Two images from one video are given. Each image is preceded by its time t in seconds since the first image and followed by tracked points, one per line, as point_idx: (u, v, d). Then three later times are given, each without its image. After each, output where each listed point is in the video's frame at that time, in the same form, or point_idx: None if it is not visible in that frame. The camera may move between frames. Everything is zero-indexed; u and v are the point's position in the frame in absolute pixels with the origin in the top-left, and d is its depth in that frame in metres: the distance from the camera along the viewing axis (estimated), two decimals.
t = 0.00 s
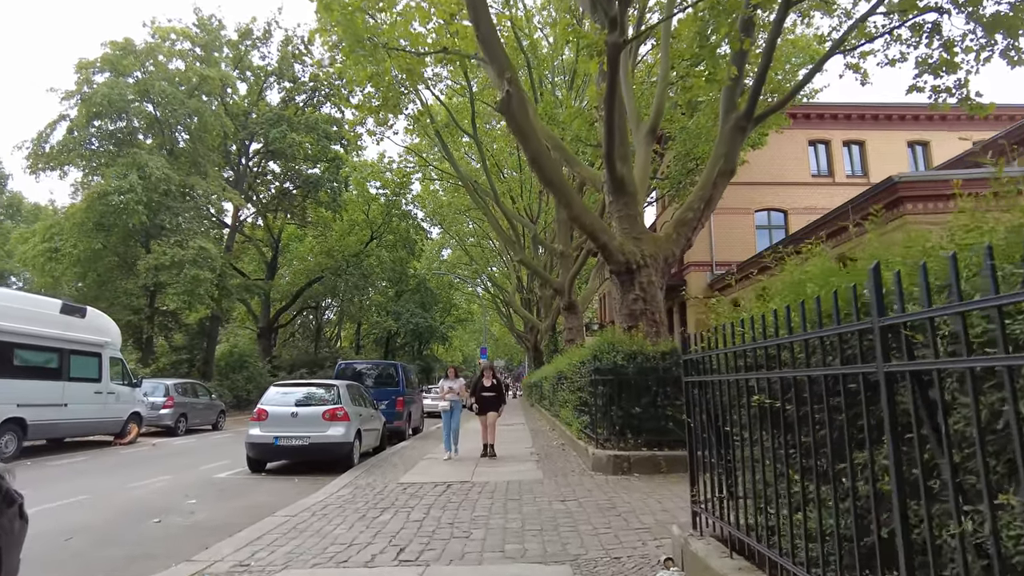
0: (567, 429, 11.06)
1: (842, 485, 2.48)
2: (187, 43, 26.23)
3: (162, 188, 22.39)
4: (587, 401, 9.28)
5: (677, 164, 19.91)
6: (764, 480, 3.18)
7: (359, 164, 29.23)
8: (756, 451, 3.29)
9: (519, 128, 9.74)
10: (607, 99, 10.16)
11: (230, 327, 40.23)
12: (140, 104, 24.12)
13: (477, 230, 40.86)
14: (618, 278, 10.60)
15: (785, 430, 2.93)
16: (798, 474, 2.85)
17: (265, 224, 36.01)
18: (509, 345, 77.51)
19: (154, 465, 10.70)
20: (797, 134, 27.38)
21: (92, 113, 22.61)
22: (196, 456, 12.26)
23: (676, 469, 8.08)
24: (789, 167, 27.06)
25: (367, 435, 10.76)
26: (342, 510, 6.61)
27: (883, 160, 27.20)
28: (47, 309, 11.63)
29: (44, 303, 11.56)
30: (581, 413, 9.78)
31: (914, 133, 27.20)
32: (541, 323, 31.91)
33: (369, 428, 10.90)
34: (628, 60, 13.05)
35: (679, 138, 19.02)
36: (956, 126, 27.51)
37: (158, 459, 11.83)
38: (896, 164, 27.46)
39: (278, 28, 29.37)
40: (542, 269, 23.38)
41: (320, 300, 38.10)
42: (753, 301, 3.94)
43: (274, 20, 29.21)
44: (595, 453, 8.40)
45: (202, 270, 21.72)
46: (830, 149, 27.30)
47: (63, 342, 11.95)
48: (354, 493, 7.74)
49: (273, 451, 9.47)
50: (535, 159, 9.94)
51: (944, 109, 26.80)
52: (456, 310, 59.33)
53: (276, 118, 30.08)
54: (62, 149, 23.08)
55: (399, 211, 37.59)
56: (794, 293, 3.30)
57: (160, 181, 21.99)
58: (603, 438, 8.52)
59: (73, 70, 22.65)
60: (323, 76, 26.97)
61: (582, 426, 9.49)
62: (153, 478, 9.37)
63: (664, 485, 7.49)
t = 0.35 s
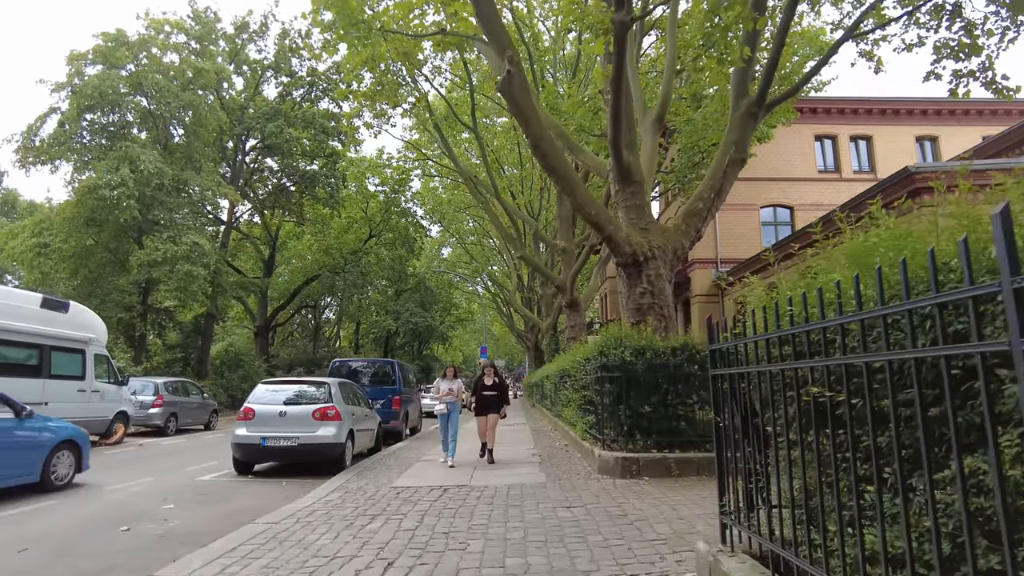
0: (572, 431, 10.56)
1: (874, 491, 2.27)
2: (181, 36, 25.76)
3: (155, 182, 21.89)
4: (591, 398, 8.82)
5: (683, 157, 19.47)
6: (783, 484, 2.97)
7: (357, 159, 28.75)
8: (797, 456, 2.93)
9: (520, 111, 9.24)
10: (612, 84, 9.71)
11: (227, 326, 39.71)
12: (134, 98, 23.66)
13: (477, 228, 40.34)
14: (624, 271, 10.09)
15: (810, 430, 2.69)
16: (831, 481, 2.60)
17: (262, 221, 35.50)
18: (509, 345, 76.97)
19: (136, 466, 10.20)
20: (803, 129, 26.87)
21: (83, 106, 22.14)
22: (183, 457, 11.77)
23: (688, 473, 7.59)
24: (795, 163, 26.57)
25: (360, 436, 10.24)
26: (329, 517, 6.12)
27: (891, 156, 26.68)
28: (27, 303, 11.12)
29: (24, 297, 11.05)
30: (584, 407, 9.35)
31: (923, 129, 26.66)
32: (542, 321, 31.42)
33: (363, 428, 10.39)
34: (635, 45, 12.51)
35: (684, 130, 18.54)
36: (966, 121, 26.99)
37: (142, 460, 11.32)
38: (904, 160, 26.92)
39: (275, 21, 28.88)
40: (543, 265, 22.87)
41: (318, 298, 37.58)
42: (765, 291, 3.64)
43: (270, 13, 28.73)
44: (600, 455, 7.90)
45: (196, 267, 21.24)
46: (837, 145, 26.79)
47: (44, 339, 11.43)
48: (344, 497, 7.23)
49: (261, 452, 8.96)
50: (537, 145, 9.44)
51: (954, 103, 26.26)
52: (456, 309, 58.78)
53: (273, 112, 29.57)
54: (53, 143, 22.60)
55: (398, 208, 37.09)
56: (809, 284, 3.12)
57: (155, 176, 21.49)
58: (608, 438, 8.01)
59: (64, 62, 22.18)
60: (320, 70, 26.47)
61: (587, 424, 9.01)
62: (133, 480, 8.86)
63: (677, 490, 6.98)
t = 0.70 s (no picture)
0: (573, 434, 10.07)
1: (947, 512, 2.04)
2: (174, 29, 25.23)
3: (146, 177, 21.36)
4: (593, 399, 8.36)
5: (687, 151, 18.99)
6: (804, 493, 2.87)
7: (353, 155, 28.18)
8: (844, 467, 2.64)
9: (519, 94, 8.75)
10: (616, 68, 9.24)
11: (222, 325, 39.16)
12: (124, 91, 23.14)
13: (476, 226, 39.84)
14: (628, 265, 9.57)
15: (850, 442, 2.53)
16: (879, 496, 2.40)
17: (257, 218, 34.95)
18: (508, 345, 76.55)
19: (113, 471, 9.68)
20: (808, 124, 26.34)
21: (72, 99, 21.61)
22: (167, 460, 11.28)
23: (698, 480, 7.10)
24: (799, 159, 26.06)
25: (350, 439, 9.73)
26: (308, 529, 5.61)
27: (898, 152, 26.16)
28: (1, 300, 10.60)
29: None
30: (586, 407, 8.91)
31: (929, 124, 26.18)
32: (541, 320, 30.91)
33: (353, 431, 9.87)
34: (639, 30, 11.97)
35: (687, 123, 18.06)
36: (973, 116, 26.48)
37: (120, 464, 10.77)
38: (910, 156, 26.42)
39: (269, 14, 28.33)
40: (543, 263, 22.35)
41: (315, 297, 37.09)
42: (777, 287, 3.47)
43: (265, 6, 28.19)
44: (603, 460, 7.39)
45: (186, 264, 20.73)
46: (842, 141, 26.28)
47: (20, 336, 10.92)
48: (328, 506, 6.72)
49: (243, 456, 8.44)
50: (536, 129, 8.95)
51: (961, 98, 25.75)
52: (456, 309, 58.23)
53: (268, 108, 29.05)
54: (41, 137, 22.08)
55: (395, 205, 36.55)
56: (822, 281, 3.00)
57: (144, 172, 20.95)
58: (612, 442, 7.50)
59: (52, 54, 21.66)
60: (315, 63, 25.94)
61: (588, 426, 8.54)
62: (105, 486, 8.34)
63: (687, 499, 6.46)
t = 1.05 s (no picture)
0: (569, 436, 9.58)
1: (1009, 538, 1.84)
2: (161, 19, 24.61)
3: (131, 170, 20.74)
4: (591, 398, 7.89)
5: (686, 141, 18.50)
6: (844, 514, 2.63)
7: (345, 149, 27.54)
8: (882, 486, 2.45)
9: (512, 75, 8.19)
10: (615, 49, 8.68)
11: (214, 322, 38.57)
12: (109, 82, 22.49)
13: (472, 221, 39.28)
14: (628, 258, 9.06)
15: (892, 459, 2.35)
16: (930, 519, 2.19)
17: (249, 213, 34.30)
18: (505, 341, 76.06)
19: (84, 475, 9.15)
20: (809, 116, 25.82)
21: (54, 90, 21.00)
22: (145, 463, 10.75)
23: (703, 487, 6.61)
24: (800, 152, 25.56)
25: (335, 442, 9.20)
26: (278, 545, 5.10)
27: (900, 144, 25.64)
28: None
29: None
30: (584, 405, 8.47)
31: (932, 116, 25.68)
32: (538, 316, 30.39)
33: (338, 433, 9.34)
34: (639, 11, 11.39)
35: (687, 112, 17.55)
36: (977, 108, 25.99)
37: (94, 467, 10.24)
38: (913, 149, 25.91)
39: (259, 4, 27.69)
40: (540, 257, 21.81)
41: (308, 294, 36.51)
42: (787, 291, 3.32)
43: None
44: (601, 465, 6.88)
45: (172, 260, 20.14)
46: (844, 133, 25.76)
47: None
48: (304, 518, 6.20)
49: (217, 461, 7.91)
50: (531, 112, 8.37)
51: (965, 90, 25.23)
52: (452, 306, 57.68)
53: (258, 100, 28.40)
54: (23, 129, 21.46)
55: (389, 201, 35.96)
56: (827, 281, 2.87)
57: (130, 165, 20.32)
58: (611, 446, 6.98)
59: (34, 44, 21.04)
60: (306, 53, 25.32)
61: (586, 427, 8.07)
62: (71, 493, 7.81)
63: (693, 509, 5.97)
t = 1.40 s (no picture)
0: (573, 438, 9.05)
1: None
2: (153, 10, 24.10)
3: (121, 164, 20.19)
4: (596, 396, 7.42)
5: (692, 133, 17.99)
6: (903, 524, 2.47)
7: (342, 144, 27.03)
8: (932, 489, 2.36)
9: (513, 51, 7.67)
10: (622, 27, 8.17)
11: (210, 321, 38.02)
12: (99, 75, 21.97)
13: (472, 219, 38.71)
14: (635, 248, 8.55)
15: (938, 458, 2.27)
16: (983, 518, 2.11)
17: (244, 210, 33.77)
18: (504, 341, 75.44)
19: (59, 478, 8.62)
20: (815, 110, 25.29)
21: (42, 81, 20.48)
22: (125, 466, 10.22)
23: (720, 493, 6.11)
24: (805, 147, 25.06)
25: (324, 444, 8.66)
26: (253, 558, 4.59)
27: (908, 139, 25.07)
28: None
29: None
30: (588, 404, 7.99)
31: (940, 111, 25.09)
32: (538, 315, 29.87)
33: (327, 434, 8.81)
34: None
35: (692, 103, 17.04)
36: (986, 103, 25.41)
37: (73, 470, 9.70)
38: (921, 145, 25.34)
39: None
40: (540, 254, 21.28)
41: (305, 293, 35.96)
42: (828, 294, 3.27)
43: None
44: (609, 470, 6.35)
45: (164, 257, 19.63)
46: (850, 128, 25.24)
47: None
48: (286, 526, 5.68)
49: (197, 464, 7.37)
50: (533, 92, 7.84)
51: (975, 84, 24.70)
52: (451, 305, 57.18)
53: (253, 94, 27.85)
54: (10, 122, 20.93)
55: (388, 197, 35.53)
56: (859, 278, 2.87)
57: (120, 158, 19.79)
58: (619, 449, 6.45)
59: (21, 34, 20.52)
60: (302, 45, 24.79)
61: (591, 427, 7.56)
62: (41, 498, 7.29)
63: (713, 518, 5.44)
